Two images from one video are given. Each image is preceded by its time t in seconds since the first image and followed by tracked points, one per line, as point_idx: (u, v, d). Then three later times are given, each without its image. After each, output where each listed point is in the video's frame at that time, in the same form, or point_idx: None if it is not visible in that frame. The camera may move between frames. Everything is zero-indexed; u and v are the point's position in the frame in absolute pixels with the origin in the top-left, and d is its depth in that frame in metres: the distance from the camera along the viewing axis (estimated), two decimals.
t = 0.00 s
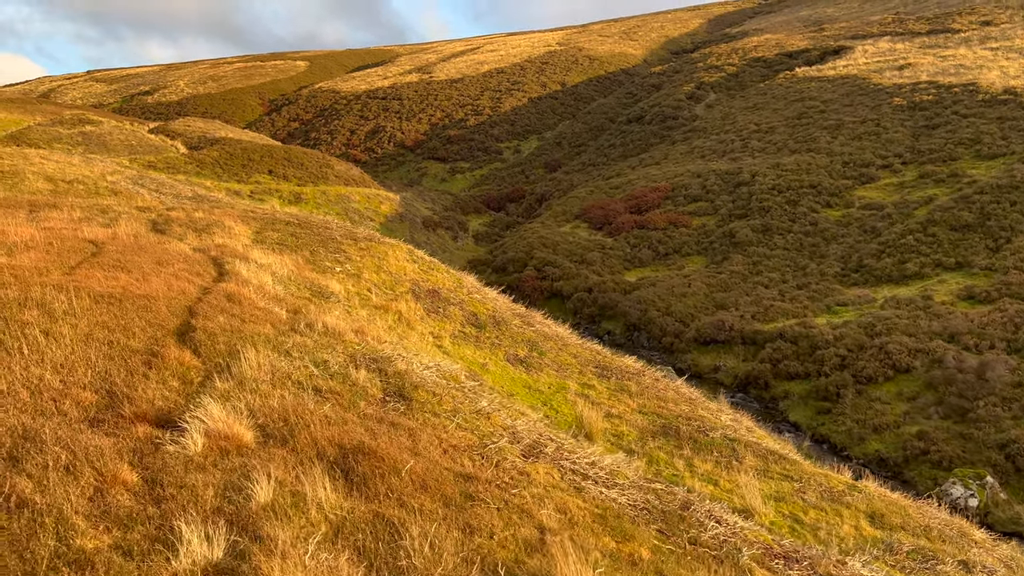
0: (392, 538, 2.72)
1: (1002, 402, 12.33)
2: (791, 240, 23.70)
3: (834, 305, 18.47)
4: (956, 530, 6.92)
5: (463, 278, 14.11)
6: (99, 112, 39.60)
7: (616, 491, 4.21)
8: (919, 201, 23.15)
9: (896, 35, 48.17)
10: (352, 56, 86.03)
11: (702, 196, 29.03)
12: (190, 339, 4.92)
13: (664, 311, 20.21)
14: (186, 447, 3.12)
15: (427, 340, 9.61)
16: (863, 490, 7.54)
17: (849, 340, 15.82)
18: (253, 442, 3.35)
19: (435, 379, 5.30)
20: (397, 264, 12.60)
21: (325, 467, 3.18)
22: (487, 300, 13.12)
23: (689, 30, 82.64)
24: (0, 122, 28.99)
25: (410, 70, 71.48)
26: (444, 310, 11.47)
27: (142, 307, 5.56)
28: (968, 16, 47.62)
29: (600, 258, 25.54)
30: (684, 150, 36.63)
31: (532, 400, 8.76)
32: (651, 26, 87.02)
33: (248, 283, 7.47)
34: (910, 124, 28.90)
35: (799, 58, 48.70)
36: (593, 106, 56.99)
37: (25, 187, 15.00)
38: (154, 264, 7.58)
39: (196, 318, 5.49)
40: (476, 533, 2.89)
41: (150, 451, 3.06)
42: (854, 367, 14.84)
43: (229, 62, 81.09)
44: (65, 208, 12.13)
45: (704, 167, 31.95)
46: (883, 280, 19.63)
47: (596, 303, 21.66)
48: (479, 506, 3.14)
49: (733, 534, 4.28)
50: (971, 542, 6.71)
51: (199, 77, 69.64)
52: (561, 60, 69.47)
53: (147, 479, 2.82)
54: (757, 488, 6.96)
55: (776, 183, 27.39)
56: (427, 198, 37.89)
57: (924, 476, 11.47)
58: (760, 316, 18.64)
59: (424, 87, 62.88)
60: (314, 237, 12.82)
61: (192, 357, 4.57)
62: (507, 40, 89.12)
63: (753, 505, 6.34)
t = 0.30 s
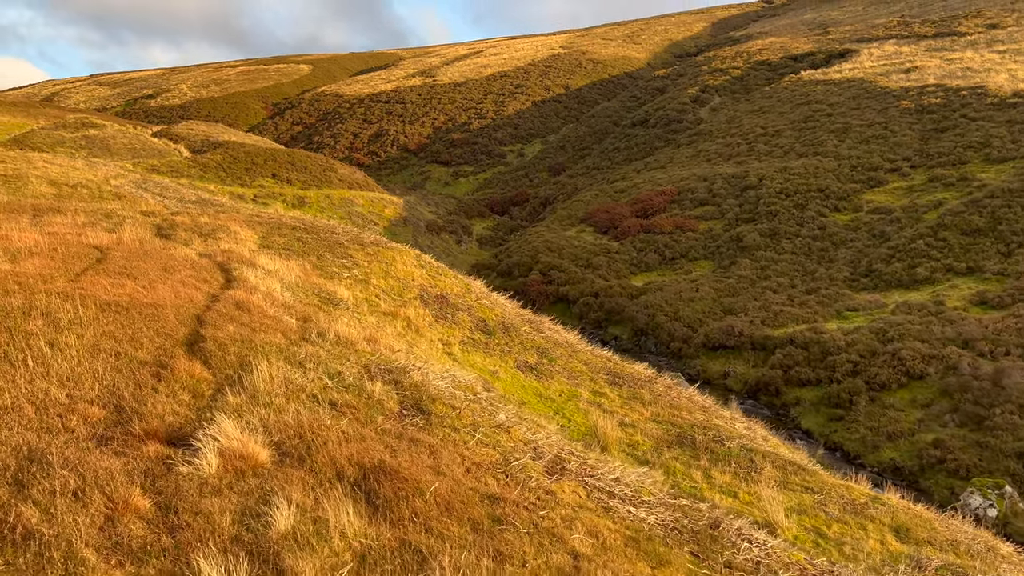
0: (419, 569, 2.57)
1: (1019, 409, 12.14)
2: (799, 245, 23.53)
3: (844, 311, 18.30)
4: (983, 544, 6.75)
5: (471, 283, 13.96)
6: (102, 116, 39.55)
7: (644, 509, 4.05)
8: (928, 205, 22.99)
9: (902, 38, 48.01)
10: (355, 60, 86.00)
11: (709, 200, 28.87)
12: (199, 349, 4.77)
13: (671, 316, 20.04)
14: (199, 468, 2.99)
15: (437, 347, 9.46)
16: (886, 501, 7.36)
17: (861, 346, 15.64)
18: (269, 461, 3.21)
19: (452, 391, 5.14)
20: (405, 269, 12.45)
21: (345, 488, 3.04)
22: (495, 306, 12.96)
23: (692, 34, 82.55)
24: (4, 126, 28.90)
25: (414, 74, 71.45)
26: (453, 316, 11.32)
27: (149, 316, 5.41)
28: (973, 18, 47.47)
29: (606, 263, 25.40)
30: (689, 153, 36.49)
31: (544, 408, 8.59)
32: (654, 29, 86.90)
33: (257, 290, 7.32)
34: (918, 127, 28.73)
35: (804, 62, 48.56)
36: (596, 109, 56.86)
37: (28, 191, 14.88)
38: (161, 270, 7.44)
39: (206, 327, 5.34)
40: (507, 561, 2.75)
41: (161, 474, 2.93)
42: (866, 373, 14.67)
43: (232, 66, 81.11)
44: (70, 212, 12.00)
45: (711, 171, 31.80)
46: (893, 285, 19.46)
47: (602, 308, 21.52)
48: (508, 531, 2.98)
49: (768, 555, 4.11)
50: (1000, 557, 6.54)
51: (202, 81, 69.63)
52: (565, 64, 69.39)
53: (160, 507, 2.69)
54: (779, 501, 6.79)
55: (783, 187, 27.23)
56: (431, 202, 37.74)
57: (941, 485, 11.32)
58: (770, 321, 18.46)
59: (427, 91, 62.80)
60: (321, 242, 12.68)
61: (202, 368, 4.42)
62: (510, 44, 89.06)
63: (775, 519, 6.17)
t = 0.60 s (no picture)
0: None
1: None
2: (806, 247, 23.35)
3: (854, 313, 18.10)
4: (1010, 553, 6.57)
5: (478, 286, 13.79)
6: (105, 118, 39.43)
7: (673, 523, 3.88)
8: (936, 206, 22.80)
9: (907, 39, 47.83)
10: (357, 62, 85.95)
11: (715, 202, 28.68)
12: (207, 354, 4.60)
13: (679, 318, 19.85)
14: (210, 482, 2.83)
15: (446, 350, 9.28)
16: (909, 509, 7.17)
17: (872, 349, 15.44)
18: (283, 474, 3.05)
19: (468, 396, 4.98)
20: (412, 271, 12.29)
21: (365, 503, 2.88)
22: (503, 309, 12.78)
23: (695, 36, 82.42)
24: (6, 128, 28.79)
25: (416, 76, 71.34)
26: (461, 319, 11.15)
27: (155, 319, 5.25)
28: (978, 20, 47.30)
29: (611, 264, 25.23)
30: (694, 155, 36.30)
31: (555, 413, 8.41)
32: (657, 31, 86.78)
33: (264, 292, 7.15)
34: (926, 128, 28.54)
35: (808, 63, 48.39)
36: (600, 111, 56.70)
37: (31, 193, 14.73)
38: (166, 273, 7.27)
39: (213, 331, 5.17)
40: None
41: (171, 489, 2.77)
42: (879, 376, 14.47)
43: (234, 68, 81.13)
44: (73, 214, 11.85)
45: (716, 173, 31.63)
46: (903, 287, 19.27)
47: (608, 310, 21.34)
48: (538, 550, 2.81)
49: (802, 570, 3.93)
50: None
51: (205, 83, 69.53)
52: (568, 66, 69.26)
53: (169, 527, 2.53)
54: (800, 508, 6.60)
55: (790, 189, 27.05)
56: (434, 204, 37.58)
57: (956, 491, 11.13)
58: (779, 324, 18.26)
59: (430, 93, 62.70)
60: (327, 243, 12.53)
61: (210, 374, 4.25)
62: (512, 46, 88.96)
63: (798, 527, 5.98)
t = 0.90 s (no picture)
0: None
1: None
2: (814, 250, 23.17)
3: (864, 317, 17.90)
4: None
5: (486, 290, 13.62)
6: (106, 121, 39.30)
7: (707, 546, 3.72)
8: (945, 209, 22.61)
9: (911, 41, 47.62)
10: (360, 64, 85.83)
11: (720, 204, 28.51)
12: (217, 366, 4.43)
13: (686, 322, 19.67)
14: (227, 512, 2.71)
15: (455, 356, 9.10)
16: (935, 522, 6.99)
17: (884, 354, 15.25)
18: (302, 499, 2.91)
19: (487, 409, 4.80)
20: (420, 275, 12.12)
21: (391, 530, 2.75)
22: (512, 313, 12.60)
23: (698, 37, 82.23)
24: (7, 130, 28.65)
25: (418, 78, 71.24)
26: (469, 324, 10.98)
27: (162, 328, 5.07)
28: (983, 21, 47.10)
29: (616, 267, 25.06)
30: (698, 157, 36.11)
31: (568, 421, 8.22)
32: (659, 33, 86.60)
33: (272, 299, 6.97)
34: (933, 130, 28.37)
35: (812, 65, 48.21)
36: (602, 113, 56.54)
37: (33, 195, 14.57)
38: (172, 278, 7.09)
39: (222, 340, 4.99)
40: None
41: (186, 518, 2.66)
42: (891, 381, 14.27)
43: (236, 70, 81.01)
44: (75, 217, 11.69)
45: (722, 175, 31.45)
46: (913, 291, 19.09)
47: (614, 313, 21.18)
48: None
49: None
50: None
51: (206, 85, 69.42)
52: (570, 68, 69.09)
53: (188, 565, 2.43)
54: (824, 521, 6.42)
55: (796, 191, 26.87)
56: (437, 206, 37.42)
57: (974, 499, 10.95)
58: (788, 328, 18.08)
59: (432, 95, 62.56)
60: (333, 247, 12.36)
61: (220, 388, 4.06)
62: (514, 48, 88.81)
63: (825, 541, 5.79)
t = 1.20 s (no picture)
0: None
1: None
2: (821, 251, 23.00)
3: (874, 320, 17.75)
4: None
5: (494, 292, 13.45)
6: (108, 122, 39.14)
7: (746, 563, 3.59)
8: (953, 210, 22.46)
9: (915, 42, 47.46)
10: (361, 65, 85.72)
11: (726, 205, 28.35)
12: (232, 372, 4.29)
13: (693, 324, 19.51)
14: (254, 531, 2.62)
15: (467, 361, 8.93)
16: (962, 531, 6.84)
17: (896, 357, 15.08)
18: (330, 518, 2.80)
19: (509, 417, 4.66)
20: (428, 278, 11.96)
21: (426, 553, 2.63)
22: (521, 316, 12.45)
23: (699, 39, 82.09)
24: (9, 132, 28.51)
25: (420, 79, 71.12)
26: (479, 328, 10.82)
27: (173, 333, 4.91)
28: (987, 22, 46.93)
29: (622, 269, 24.90)
30: (703, 158, 35.96)
31: (582, 427, 8.05)
32: (661, 34, 86.46)
33: (283, 303, 6.82)
34: (939, 131, 28.23)
35: (815, 66, 48.05)
36: (605, 114, 56.38)
37: (35, 197, 14.42)
38: (181, 281, 6.93)
39: (236, 347, 4.84)
40: None
41: (211, 541, 2.55)
42: (904, 385, 14.11)
43: (237, 72, 80.92)
44: (79, 219, 11.53)
45: (726, 176, 31.29)
46: (922, 293, 18.92)
47: (620, 316, 21.02)
48: None
49: None
50: None
51: (208, 87, 69.26)
52: (572, 69, 68.96)
53: None
54: (851, 531, 6.26)
55: (803, 193, 26.71)
56: (439, 208, 37.26)
57: (991, 505, 10.79)
58: (797, 331, 17.92)
59: (434, 96, 62.43)
60: (340, 249, 12.21)
61: (236, 397, 3.90)
62: (516, 49, 88.70)
63: (853, 552, 5.63)
